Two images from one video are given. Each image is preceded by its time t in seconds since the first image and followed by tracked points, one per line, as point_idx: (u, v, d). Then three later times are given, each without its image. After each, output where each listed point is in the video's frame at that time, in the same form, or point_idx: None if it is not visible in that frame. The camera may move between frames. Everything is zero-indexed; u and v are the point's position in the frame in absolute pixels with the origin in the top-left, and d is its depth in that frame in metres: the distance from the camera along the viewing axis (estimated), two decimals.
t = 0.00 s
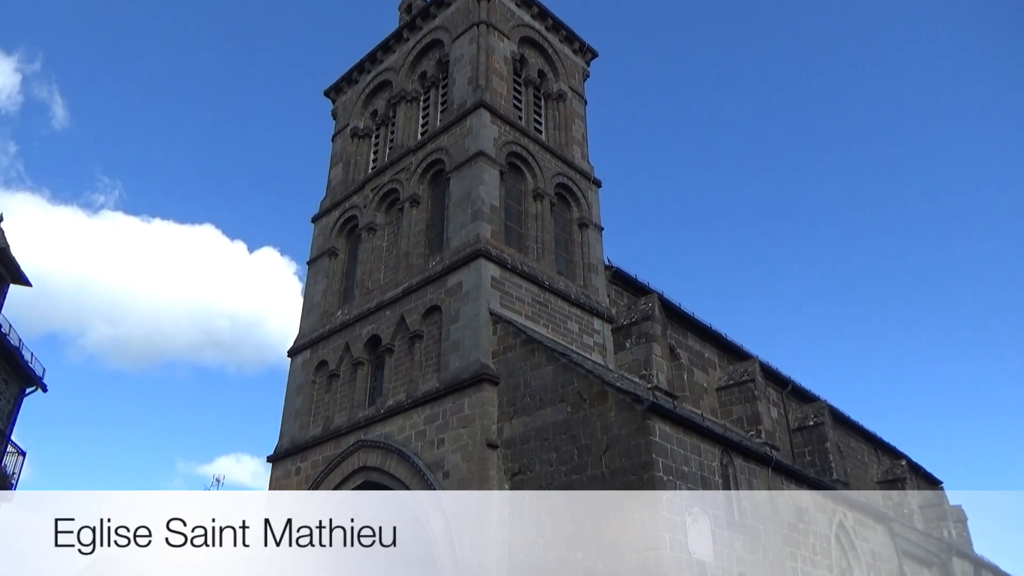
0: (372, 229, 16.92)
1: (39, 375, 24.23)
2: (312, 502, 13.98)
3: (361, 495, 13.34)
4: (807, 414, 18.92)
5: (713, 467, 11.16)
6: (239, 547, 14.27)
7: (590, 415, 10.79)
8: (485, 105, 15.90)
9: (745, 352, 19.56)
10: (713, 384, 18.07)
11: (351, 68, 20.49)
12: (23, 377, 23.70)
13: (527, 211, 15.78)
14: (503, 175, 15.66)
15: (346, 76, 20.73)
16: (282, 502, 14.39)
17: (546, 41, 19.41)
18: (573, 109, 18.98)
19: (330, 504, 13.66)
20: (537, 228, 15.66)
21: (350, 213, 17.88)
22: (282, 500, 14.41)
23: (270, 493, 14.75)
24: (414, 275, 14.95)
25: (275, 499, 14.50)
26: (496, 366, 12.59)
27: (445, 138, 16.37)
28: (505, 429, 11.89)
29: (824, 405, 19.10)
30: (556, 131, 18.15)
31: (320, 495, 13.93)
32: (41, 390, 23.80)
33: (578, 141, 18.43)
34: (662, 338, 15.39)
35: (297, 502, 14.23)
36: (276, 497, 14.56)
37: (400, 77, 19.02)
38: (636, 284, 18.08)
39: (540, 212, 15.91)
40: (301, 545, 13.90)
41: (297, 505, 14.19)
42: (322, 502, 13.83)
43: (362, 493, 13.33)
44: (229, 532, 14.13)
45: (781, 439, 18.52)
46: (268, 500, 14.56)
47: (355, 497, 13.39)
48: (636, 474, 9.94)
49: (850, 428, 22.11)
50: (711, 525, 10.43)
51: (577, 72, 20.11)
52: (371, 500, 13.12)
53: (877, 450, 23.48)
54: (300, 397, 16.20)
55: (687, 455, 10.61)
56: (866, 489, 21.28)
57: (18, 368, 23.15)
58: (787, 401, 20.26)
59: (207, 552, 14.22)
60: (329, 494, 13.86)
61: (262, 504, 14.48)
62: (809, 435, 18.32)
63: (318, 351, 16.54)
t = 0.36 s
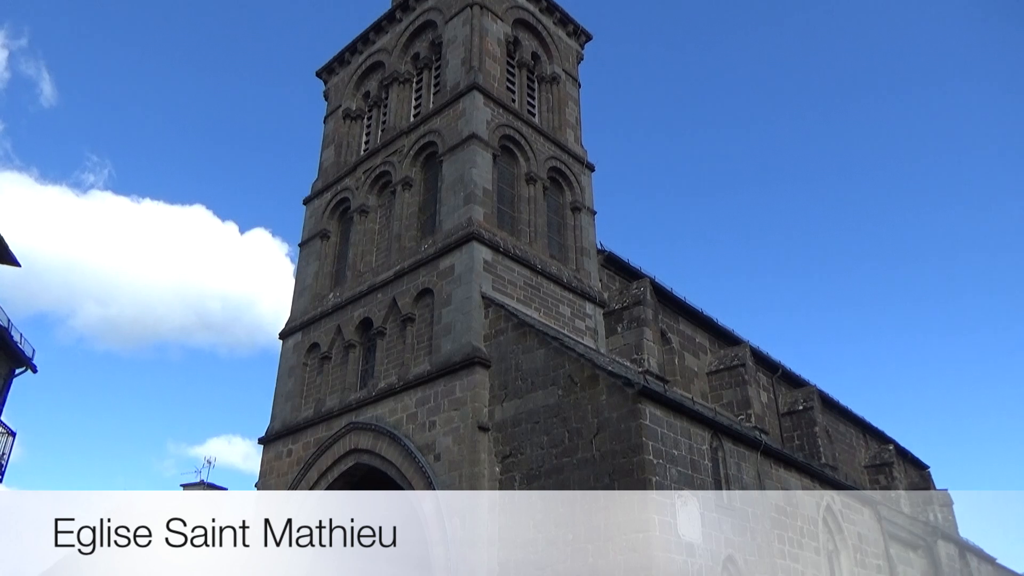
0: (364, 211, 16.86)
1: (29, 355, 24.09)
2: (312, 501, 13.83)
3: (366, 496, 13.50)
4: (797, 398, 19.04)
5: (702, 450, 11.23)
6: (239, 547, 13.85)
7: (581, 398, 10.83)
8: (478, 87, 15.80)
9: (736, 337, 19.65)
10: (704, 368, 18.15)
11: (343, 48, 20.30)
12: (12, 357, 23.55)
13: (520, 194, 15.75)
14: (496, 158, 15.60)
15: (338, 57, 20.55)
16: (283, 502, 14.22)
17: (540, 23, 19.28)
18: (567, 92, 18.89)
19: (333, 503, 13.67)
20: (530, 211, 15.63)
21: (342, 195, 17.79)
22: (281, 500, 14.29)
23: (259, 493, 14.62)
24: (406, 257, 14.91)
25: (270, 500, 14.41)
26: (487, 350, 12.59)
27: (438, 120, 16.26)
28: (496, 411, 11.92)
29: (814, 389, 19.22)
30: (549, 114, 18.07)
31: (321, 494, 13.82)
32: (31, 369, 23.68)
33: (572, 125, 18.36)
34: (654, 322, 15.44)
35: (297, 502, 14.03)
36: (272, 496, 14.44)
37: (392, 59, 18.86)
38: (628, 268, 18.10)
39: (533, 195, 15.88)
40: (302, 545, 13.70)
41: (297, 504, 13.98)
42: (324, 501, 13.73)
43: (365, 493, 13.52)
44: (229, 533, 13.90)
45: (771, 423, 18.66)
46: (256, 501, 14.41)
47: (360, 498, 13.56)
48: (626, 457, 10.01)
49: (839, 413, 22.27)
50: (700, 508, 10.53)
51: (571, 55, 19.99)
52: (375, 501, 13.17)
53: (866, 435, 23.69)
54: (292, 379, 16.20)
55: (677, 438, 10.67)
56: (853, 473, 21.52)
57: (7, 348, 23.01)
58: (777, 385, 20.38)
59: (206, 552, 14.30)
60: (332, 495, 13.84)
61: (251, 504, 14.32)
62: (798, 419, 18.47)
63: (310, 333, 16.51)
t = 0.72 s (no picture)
0: (357, 192, 16.79)
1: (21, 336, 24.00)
2: (314, 502, 13.79)
3: (366, 496, 13.58)
4: (788, 381, 19.15)
5: (694, 432, 11.29)
6: (239, 547, 13.79)
7: (574, 380, 10.87)
8: (473, 68, 15.69)
9: (728, 320, 19.72)
10: (696, 351, 18.21)
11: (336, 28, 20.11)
12: (3, 337, 23.49)
13: (514, 176, 15.69)
14: (490, 139, 15.52)
15: (331, 36, 20.37)
16: (281, 501, 14.02)
17: (535, 4, 19.12)
18: (562, 74, 18.79)
19: (334, 502, 13.76)
20: (524, 193, 15.59)
21: (335, 175, 17.70)
22: (279, 499, 14.03)
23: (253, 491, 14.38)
24: (399, 239, 14.87)
25: (268, 499, 14.13)
26: (481, 331, 12.60)
27: (432, 101, 16.16)
28: (489, 393, 11.96)
29: (805, 373, 19.33)
30: (544, 96, 17.98)
31: (322, 494, 13.85)
32: (22, 350, 23.65)
33: (566, 107, 18.28)
34: (647, 305, 15.48)
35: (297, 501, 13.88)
36: (270, 494, 14.20)
37: (386, 39, 18.70)
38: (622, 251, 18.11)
39: (527, 177, 15.83)
40: (302, 545, 13.62)
41: (296, 504, 13.85)
42: (324, 500, 13.80)
43: (365, 494, 13.63)
44: (228, 533, 13.78)
45: (762, 406, 18.79)
46: (252, 499, 14.16)
47: (361, 500, 13.63)
48: (619, 439, 10.06)
49: (830, 396, 22.40)
50: (691, 490, 10.60)
51: (566, 36, 19.86)
52: (376, 501, 13.20)
53: (855, 418, 23.87)
54: (284, 360, 16.21)
55: (669, 420, 10.73)
56: (843, 455, 21.72)
57: None
58: (769, 368, 20.47)
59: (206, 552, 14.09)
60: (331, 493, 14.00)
61: (246, 503, 14.09)
62: (790, 402, 18.60)
63: (303, 314, 16.48)
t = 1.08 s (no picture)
0: (350, 172, 16.69)
1: (13, 314, 23.87)
2: (313, 501, 13.89)
3: (366, 497, 13.92)
4: (779, 363, 19.24)
5: (686, 413, 11.35)
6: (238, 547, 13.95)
7: (567, 361, 10.90)
8: (467, 47, 15.56)
9: (721, 302, 19.77)
10: (689, 333, 18.27)
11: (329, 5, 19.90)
12: None
13: (507, 157, 15.63)
14: (484, 120, 15.43)
15: (323, 14, 20.15)
16: (279, 501, 13.92)
17: None
18: (557, 54, 18.65)
19: (334, 504, 14.01)
20: (517, 174, 15.53)
21: (328, 155, 17.59)
22: (276, 499, 13.94)
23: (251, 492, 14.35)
24: (393, 219, 14.82)
25: (266, 498, 14.05)
26: (474, 312, 12.60)
27: (425, 80, 16.03)
28: (482, 373, 11.99)
29: (796, 355, 19.42)
30: (538, 76, 17.86)
31: (322, 495, 14.06)
32: (13, 329, 23.57)
33: (561, 87, 18.16)
34: (640, 287, 15.50)
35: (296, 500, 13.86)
36: (268, 494, 14.08)
37: (379, 17, 18.51)
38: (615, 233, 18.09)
39: (521, 158, 15.77)
40: (301, 545, 13.84)
41: (295, 504, 13.84)
42: (324, 500, 13.97)
43: (365, 495, 14.00)
44: (228, 533, 13.88)
45: (753, 387, 18.90)
46: (251, 499, 14.17)
47: (362, 502, 13.97)
48: (610, 420, 10.12)
49: (821, 378, 22.52)
50: (682, 470, 10.69)
51: (561, 16, 19.68)
52: (376, 501, 13.47)
53: (846, 400, 24.03)
54: (277, 340, 16.20)
55: (660, 401, 10.78)
56: (833, 437, 21.90)
57: None
58: (760, 351, 20.55)
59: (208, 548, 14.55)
60: (331, 495, 14.18)
61: (246, 503, 14.18)
62: (781, 384, 18.71)
63: (296, 294, 16.45)
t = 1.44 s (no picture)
0: (345, 150, 16.59)
1: (6, 291, 23.75)
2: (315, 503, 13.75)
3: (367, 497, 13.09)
4: (773, 345, 19.33)
5: (679, 394, 11.40)
6: (238, 546, 13.85)
7: (561, 341, 10.93)
8: (463, 25, 15.41)
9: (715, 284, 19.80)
10: (683, 314, 18.30)
11: None
12: None
13: (503, 136, 15.54)
14: (480, 98, 15.32)
15: None
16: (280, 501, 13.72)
17: None
18: (554, 32, 18.49)
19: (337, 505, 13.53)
20: (513, 153, 15.46)
21: (323, 132, 17.46)
22: (278, 500, 13.74)
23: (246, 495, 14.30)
24: (388, 197, 14.75)
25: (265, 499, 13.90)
26: (469, 292, 12.59)
27: (421, 58, 15.89)
28: (476, 353, 12.01)
29: (790, 337, 19.49)
30: (535, 54, 17.72)
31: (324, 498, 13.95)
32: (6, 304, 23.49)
33: (558, 66, 18.03)
34: (635, 268, 15.50)
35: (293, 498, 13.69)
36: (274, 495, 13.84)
37: None
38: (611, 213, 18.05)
39: (517, 137, 15.69)
40: (301, 545, 13.45)
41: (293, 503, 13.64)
42: (326, 504, 13.73)
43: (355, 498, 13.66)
44: (228, 533, 13.93)
45: (746, 369, 18.99)
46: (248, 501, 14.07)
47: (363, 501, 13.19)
48: (604, 400, 10.16)
49: (814, 360, 22.63)
50: (674, 450, 10.76)
51: None
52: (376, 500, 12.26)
53: (838, 382, 24.17)
54: (272, 319, 16.19)
55: (654, 381, 10.82)
56: (825, 418, 22.06)
57: None
58: (754, 333, 20.62)
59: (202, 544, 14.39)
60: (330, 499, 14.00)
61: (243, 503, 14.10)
62: (774, 365, 18.80)
63: (290, 273, 16.40)
